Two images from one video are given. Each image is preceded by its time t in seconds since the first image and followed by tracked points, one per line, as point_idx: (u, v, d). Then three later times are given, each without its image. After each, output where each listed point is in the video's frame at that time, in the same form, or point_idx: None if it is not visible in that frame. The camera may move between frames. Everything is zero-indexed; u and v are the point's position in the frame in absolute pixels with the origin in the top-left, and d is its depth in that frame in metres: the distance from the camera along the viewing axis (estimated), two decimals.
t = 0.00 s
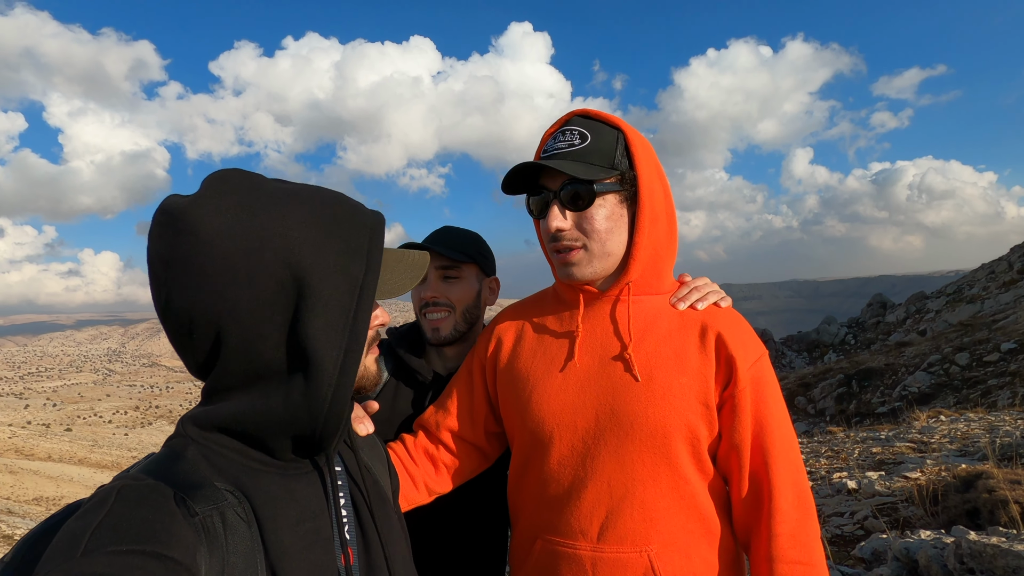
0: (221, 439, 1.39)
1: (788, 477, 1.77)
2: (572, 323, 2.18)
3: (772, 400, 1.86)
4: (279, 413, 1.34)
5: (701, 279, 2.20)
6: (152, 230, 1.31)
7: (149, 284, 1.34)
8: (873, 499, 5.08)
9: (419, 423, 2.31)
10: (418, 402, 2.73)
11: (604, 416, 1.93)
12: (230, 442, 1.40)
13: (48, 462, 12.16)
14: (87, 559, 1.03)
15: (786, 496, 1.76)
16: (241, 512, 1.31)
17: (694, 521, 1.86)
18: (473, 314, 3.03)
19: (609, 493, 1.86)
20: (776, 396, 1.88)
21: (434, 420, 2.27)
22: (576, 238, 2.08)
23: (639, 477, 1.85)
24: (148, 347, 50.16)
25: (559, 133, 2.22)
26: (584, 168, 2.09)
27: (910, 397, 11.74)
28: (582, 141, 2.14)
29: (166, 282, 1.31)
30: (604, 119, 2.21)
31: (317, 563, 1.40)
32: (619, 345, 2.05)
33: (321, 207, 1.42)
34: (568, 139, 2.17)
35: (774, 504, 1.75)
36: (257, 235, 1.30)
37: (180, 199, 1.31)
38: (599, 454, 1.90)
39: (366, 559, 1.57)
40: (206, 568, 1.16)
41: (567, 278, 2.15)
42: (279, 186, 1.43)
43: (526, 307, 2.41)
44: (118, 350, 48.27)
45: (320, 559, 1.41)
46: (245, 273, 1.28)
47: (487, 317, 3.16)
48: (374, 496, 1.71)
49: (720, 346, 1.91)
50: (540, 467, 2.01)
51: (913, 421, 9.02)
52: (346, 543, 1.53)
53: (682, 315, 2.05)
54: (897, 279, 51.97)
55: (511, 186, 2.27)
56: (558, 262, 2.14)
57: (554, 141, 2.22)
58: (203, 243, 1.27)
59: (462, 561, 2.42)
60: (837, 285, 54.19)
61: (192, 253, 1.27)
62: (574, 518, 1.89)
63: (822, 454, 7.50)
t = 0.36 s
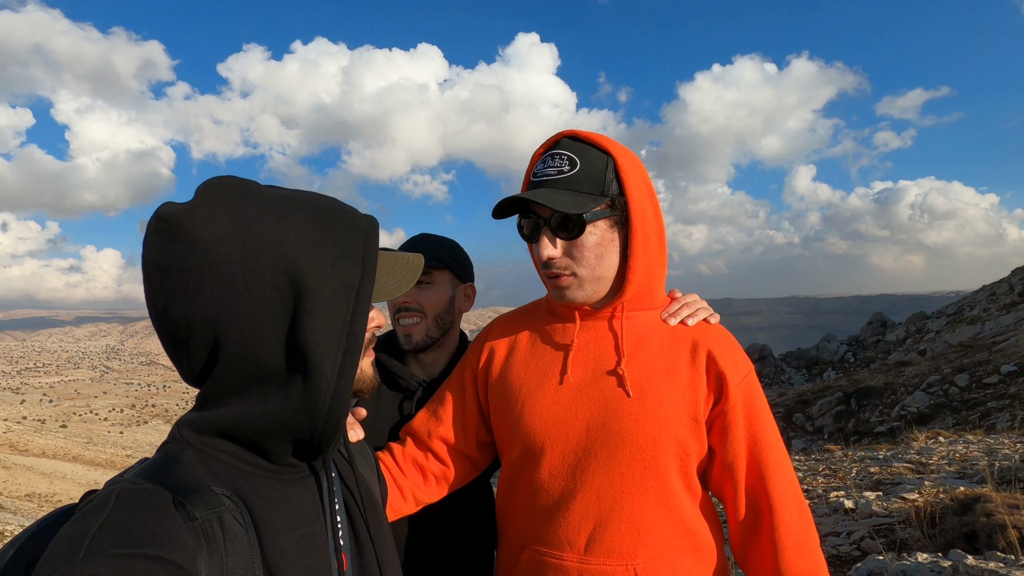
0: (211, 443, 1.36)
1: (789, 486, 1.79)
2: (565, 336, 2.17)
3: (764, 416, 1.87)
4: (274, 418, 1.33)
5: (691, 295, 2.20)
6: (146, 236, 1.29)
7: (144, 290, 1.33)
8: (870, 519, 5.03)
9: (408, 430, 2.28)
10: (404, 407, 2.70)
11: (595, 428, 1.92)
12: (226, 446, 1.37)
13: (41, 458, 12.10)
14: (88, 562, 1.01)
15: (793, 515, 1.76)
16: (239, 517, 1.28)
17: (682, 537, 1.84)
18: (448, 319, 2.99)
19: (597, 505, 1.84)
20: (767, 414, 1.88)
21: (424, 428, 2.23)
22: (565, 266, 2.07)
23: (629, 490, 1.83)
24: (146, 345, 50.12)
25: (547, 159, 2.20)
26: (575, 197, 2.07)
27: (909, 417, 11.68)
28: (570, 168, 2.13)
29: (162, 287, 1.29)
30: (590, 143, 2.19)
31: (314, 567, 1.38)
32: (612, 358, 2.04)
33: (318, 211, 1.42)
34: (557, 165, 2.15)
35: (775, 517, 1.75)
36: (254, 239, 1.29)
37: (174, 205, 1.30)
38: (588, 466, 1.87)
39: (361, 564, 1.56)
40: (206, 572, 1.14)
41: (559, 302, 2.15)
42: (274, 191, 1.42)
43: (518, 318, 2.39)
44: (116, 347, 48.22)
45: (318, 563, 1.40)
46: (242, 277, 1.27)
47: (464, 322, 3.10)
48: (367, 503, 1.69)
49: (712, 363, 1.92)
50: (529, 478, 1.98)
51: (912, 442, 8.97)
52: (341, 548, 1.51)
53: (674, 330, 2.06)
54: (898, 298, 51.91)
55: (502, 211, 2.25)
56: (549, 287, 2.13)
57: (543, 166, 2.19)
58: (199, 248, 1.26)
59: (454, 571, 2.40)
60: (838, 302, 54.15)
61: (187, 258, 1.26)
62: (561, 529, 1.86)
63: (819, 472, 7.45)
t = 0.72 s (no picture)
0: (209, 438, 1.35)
1: (755, 476, 1.82)
2: (558, 331, 2.15)
3: (744, 407, 1.89)
4: (273, 417, 1.31)
5: (676, 287, 2.21)
6: (151, 229, 1.28)
7: (145, 282, 1.31)
8: (864, 514, 5.06)
9: (402, 430, 2.26)
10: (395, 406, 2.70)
11: (588, 423, 1.91)
12: (224, 444, 1.36)
13: (38, 452, 12.09)
14: (81, 559, 1.01)
15: (751, 499, 1.79)
16: (235, 512, 1.27)
17: (674, 530, 1.84)
18: (437, 317, 2.96)
19: (592, 499, 1.83)
20: (745, 405, 1.90)
21: (419, 428, 2.21)
22: (587, 252, 2.06)
23: (622, 483, 1.83)
24: (142, 340, 50.00)
25: (557, 145, 2.13)
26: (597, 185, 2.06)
27: (904, 412, 11.76)
28: (590, 154, 2.08)
29: (164, 281, 1.28)
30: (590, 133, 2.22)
31: (311, 561, 1.37)
32: (604, 351, 2.03)
33: (323, 210, 1.40)
34: (574, 151, 2.08)
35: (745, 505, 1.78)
36: (256, 237, 1.28)
37: (178, 198, 1.29)
38: (582, 460, 1.87)
39: (359, 559, 1.55)
40: (202, 569, 1.12)
41: (568, 290, 2.11)
42: (278, 186, 1.40)
43: (508, 313, 2.37)
44: (112, 341, 48.09)
45: (314, 558, 1.39)
46: (243, 275, 1.26)
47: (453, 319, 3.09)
48: (365, 497, 1.69)
49: (700, 356, 1.93)
50: (524, 474, 1.97)
51: (906, 437, 9.02)
52: (337, 543, 1.50)
53: (661, 324, 2.06)
54: (894, 294, 52.11)
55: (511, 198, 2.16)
56: (562, 274, 2.10)
57: (556, 152, 2.10)
58: (200, 244, 1.25)
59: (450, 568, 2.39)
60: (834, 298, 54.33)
61: (189, 253, 1.26)
62: (556, 523, 1.86)
63: (815, 466, 7.49)
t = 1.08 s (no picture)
0: (195, 440, 1.34)
1: (741, 464, 1.84)
2: (540, 334, 2.13)
3: (721, 396, 1.93)
4: (262, 422, 1.31)
5: (645, 285, 2.26)
6: (138, 227, 1.28)
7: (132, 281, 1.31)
8: (856, 520, 5.07)
9: (386, 444, 2.23)
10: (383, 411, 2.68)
11: (575, 424, 1.90)
12: (210, 447, 1.35)
13: (27, 455, 11.94)
14: (69, 561, 0.99)
15: (740, 485, 1.80)
16: (224, 515, 1.26)
17: (666, 526, 1.84)
18: (425, 318, 2.96)
19: (583, 501, 1.83)
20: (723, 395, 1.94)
21: (402, 445, 2.18)
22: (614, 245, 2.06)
23: (611, 483, 1.82)
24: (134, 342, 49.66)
25: (572, 143, 2.13)
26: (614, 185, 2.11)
27: (896, 419, 11.82)
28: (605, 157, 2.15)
29: (150, 281, 1.28)
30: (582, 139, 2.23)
31: (300, 565, 1.36)
32: (586, 348, 2.04)
33: (311, 213, 1.40)
34: (593, 151, 2.12)
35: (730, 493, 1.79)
36: (243, 239, 1.28)
37: (165, 198, 1.28)
38: (571, 463, 1.86)
39: (349, 564, 1.54)
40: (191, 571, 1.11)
41: (592, 285, 2.05)
42: (267, 188, 1.40)
43: (486, 319, 2.34)
44: (104, 343, 47.71)
45: (303, 562, 1.37)
46: (228, 278, 1.25)
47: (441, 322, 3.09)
48: (355, 501, 1.68)
49: (678, 349, 1.97)
50: (513, 481, 1.94)
51: (898, 443, 9.05)
52: (326, 547, 1.49)
53: (636, 321, 2.10)
54: (887, 301, 52.45)
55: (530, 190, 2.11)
56: (590, 266, 2.04)
57: (575, 150, 2.10)
58: (186, 245, 1.25)
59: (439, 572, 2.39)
60: (827, 305, 54.62)
61: (175, 254, 1.25)
62: (548, 528, 1.84)
63: (807, 472, 7.50)
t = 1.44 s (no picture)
0: (184, 443, 1.33)
1: (738, 458, 1.87)
2: (530, 338, 2.10)
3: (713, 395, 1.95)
4: (248, 425, 1.31)
5: (632, 286, 2.25)
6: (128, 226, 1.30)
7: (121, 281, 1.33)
8: (853, 525, 5.06)
9: (377, 447, 2.21)
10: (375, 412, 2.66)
11: (567, 429, 1.88)
12: (197, 450, 1.33)
13: (22, 453, 11.89)
14: (54, 568, 0.97)
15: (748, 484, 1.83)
16: (214, 520, 1.25)
17: (659, 528, 1.83)
18: (418, 322, 2.96)
19: (575, 506, 1.81)
20: (711, 396, 1.95)
21: (391, 449, 2.16)
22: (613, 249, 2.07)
23: (603, 487, 1.81)
24: (131, 340, 49.53)
25: (575, 146, 2.13)
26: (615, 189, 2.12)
27: (893, 423, 11.83)
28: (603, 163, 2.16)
29: (136, 279, 1.29)
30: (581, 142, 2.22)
31: (292, 568, 1.35)
32: (578, 351, 2.02)
33: (297, 213, 1.40)
34: (593, 156, 2.13)
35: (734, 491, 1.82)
36: (225, 237, 1.28)
37: (153, 198, 1.30)
38: (563, 469, 1.84)
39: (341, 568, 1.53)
40: None
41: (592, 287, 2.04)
42: (255, 188, 1.40)
43: (475, 321, 2.31)
44: (100, 341, 47.57)
45: (295, 565, 1.36)
46: (208, 277, 1.25)
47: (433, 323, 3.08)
48: (347, 505, 1.66)
49: (668, 351, 1.97)
50: (504, 487, 1.92)
51: (895, 448, 9.05)
52: (319, 549, 1.48)
53: (626, 323, 2.08)
54: (885, 306, 52.56)
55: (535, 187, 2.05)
56: (591, 268, 2.03)
57: (578, 153, 2.11)
58: (169, 242, 1.26)
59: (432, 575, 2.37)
60: (825, 309, 54.71)
61: (159, 253, 1.26)
62: (541, 534, 1.82)
63: (804, 476, 7.49)
